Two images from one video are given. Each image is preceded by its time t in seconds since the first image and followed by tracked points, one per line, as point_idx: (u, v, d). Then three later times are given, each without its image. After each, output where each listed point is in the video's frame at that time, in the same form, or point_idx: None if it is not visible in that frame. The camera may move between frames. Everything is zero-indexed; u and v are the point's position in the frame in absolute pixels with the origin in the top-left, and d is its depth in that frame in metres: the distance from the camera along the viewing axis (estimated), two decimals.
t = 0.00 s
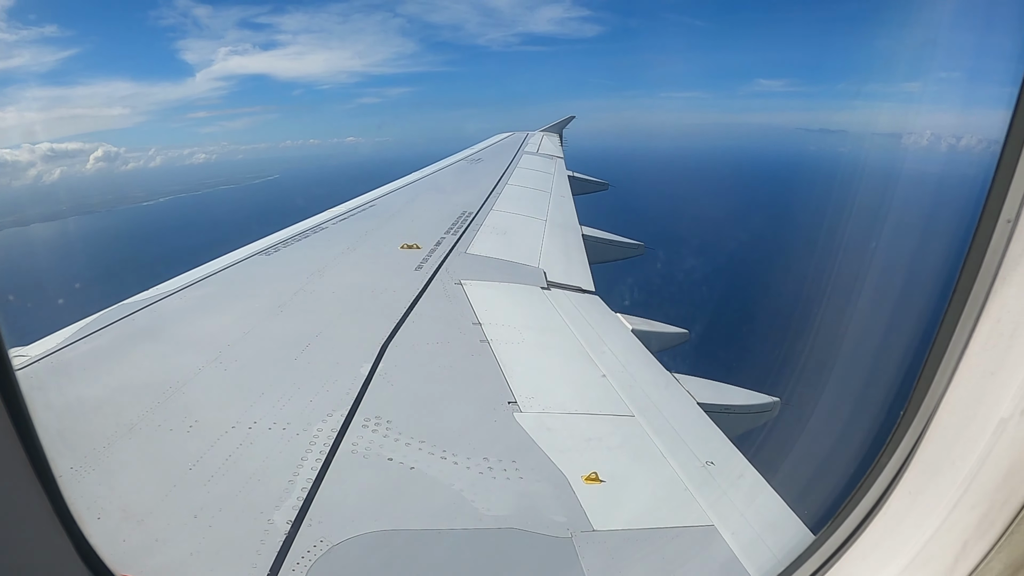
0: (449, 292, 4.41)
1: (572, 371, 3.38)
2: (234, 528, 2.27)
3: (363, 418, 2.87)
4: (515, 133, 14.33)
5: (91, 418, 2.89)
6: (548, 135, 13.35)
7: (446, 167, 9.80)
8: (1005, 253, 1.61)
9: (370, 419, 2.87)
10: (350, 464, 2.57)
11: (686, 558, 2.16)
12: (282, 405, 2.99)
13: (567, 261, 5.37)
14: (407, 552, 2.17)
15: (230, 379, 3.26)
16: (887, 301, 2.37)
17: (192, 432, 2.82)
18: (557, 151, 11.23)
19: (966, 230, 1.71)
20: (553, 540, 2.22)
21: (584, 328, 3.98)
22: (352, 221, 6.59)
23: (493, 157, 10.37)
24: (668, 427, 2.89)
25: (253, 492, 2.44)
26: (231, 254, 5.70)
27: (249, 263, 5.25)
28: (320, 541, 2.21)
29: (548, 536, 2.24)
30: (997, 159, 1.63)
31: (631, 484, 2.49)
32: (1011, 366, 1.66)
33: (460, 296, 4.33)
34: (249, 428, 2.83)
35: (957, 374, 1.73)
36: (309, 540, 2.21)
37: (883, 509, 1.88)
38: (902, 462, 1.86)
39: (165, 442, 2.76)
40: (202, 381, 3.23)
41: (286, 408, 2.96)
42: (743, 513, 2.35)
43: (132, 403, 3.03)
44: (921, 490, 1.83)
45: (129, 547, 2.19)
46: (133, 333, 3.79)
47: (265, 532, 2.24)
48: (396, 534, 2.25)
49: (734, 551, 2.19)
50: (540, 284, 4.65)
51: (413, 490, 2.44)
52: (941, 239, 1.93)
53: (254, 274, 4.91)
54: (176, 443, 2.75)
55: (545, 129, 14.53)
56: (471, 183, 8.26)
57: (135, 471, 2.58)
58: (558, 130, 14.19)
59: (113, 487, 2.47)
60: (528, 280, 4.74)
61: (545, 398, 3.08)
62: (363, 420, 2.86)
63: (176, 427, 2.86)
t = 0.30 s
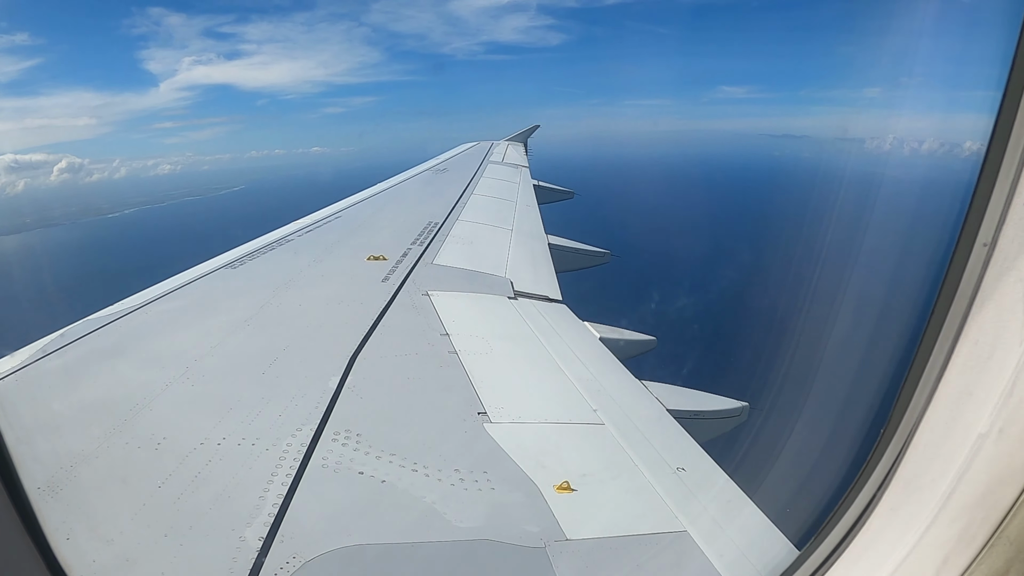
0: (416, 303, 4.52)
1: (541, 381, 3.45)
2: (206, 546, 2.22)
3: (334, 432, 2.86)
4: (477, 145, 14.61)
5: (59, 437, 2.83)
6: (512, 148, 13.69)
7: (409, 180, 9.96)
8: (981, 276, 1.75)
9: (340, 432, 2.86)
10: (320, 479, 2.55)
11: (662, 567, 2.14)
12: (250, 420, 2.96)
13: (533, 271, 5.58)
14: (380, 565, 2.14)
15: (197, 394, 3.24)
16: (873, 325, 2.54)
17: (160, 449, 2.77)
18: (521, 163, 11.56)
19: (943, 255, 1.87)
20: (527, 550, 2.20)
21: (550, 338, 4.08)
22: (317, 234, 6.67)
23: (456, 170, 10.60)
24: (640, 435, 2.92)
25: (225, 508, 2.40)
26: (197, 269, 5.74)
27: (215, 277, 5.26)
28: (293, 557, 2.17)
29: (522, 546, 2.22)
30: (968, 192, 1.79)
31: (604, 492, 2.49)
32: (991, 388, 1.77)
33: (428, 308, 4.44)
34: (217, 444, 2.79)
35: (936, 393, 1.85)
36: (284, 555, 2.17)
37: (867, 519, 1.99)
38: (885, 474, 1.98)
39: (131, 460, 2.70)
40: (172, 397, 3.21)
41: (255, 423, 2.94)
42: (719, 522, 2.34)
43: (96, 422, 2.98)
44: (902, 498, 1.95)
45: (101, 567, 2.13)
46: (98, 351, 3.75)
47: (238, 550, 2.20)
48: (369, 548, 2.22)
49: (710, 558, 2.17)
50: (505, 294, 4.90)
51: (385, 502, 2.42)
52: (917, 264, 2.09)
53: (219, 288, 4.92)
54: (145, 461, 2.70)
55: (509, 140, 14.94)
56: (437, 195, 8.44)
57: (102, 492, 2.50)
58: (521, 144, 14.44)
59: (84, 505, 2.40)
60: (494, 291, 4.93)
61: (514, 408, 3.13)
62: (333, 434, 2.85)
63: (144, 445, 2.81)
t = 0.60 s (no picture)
0: (395, 311, 4.54)
1: (522, 388, 3.47)
2: (186, 558, 2.18)
3: (314, 442, 2.85)
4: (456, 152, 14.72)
5: (41, 450, 2.79)
6: (490, 155, 13.83)
7: (388, 187, 9.99)
8: (978, 280, 1.88)
9: (321, 442, 2.85)
10: (301, 489, 2.52)
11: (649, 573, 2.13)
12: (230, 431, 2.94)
13: (513, 277, 5.63)
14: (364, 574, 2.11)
15: (177, 405, 3.21)
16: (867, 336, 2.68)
17: (140, 462, 2.74)
18: (499, 169, 11.69)
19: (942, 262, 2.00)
20: (511, 557, 2.18)
21: (530, 345, 4.12)
22: (296, 242, 6.65)
23: (435, 177, 10.68)
24: (621, 440, 2.93)
25: (206, 520, 2.36)
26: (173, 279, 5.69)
27: (192, 286, 5.23)
28: (277, 568, 2.13)
29: (506, 553, 2.20)
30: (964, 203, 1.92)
31: (587, 498, 2.49)
32: (988, 389, 1.90)
33: (407, 316, 4.46)
34: (197, 456, 2.77)
35: (935, 395, 1.96)
36: (267, 566, 2.14)
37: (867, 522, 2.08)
38: (886, 476, 2.07)
39: (111, 473, 2.67)
40: (153, 408, 3.19)
41: (236, 433, 2.93)
42: (702, 527, 2.32)
43: (73, 435, 2.94)
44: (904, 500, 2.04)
45: None
46: (74, 364, 3.71)
47: (219, 561, 2.16)
48: (353, 557, 2.18)
49: (695, 563, 2.15)
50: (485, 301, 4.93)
51: (368, 512, 2.40)
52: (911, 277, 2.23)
53: (196, 298, 4.90)
54: (125, 474, 2.67)
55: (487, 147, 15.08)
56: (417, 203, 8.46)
57: (81, 505, 2.45)
58: (498, 151, 14.50)
59: (65, 517, 2.37)
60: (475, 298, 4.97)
61: (495, 416, 3.14)
62: (313, 444, 2.83)
63: (123, 457, 2.78)
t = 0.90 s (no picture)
0: (383, 314, 4.54)
1: (511, 391, 3.47)
2: (175, 564, 2.16)
3: (303, 446, 2.84)
4: (442, 155, 14.76)
5: (28, 456, 2.76)
6: (477, 157, 13.88)
7: (374, 190, 9.99)
8: (988, 274, 1.88)
9: (310, 446, 2.84)
10: (290, 493, 2.52)
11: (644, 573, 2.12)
12: (219, 436, 2.93)
13: (501, 279, 5.64)
14: None
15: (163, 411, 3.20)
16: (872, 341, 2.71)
17: (128, 467, 2.73)
18: (485, 172, 11.73)
19: (949, 257, 2.00)
20: (503, 559, 2.17)
21: (518, 347, 4.14)
22: (283, 246, 6.62)
23: (421, 180, 10.70)
24: (610, 442, 2.95)
25: (194, 525, 2.35)
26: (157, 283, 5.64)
27: (176, 291, 5.20)
28: (266, 572, 2.12)
29: (498, 555, 2.19)
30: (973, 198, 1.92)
31: (577, 500, 2.49)
32: (999, 381, 1.90)
33: (395, 318, 4.47)
34: (186, 460, 2.76)
35: (944, 392, 1.98)
36: (257, 571, 2.12)
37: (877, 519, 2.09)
38: (895, 473, 2.09)
39: (98, 478, 2.65)
40: (141, 413, 3.17)
41: (225, 437, 2.91)
42: (691, 527, 2.33)
43: (58, 442, 2.91)
44: (911, 496, 2.05)
45: None
46: (57, 370, 3.68)
47: (208, 567, 2.14)
48: (344, 561, 2.17)
49: (686, 564, 2.14)
50: (473, 303, 4.93)
51: (356, 516, 2.39)
52: (920, 278, 2.24)
53: (180, 303, 4.87)
54: (112, 479, 2.65)
55: (473, 150, 15.15)
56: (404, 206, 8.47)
57: (68, 510, 2.43)
58: (485, 155, 14.52)
59: (52, 523, 2.35)
60: (462, 300, 4.97)
61: (483, 418, 3.14)
62: (302, 448, 2.83)
63: (111, 463, 2.76)
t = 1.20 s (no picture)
0: (378, 316, 4.54)
1: (506, 393, 3.46)
2: (170, 568, 2.15)
3: (298, 449, 2.83)
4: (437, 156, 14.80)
5: (18, 464, 2.75)
6: (471, 158, 13.93)
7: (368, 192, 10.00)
8: (987, 286, 1.89)
9: (305, 449, 2.83)
10: (286, 497, 2.51)
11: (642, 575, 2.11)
12: (214, 439, 2.92)
13: (496, 280, 5.64)
14: None
15: (158, 414, 3.19)
16: (873, 354, 2.73)
17: (123, 471, 2.72)
18: (479, 172, 11.77)
19: (949, 266, 2.02)
20: (499, 561, 2.16)
21: (513, 347, 4.13)
22: (277, 248, 6.62)
23: (415, 181, 10.72)
24: (606, 443, 2.94)
25: (190, 529, 2.34)
26: (151, 287, 5.63)
27: (169, 294, 5.19)
28: None
29: (494, 557, 2.18)
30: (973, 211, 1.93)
31: (573, 501, 2.48)
32: (997, 394, 1.87)
33: (389, 320, 4.46)
34: (181, 465, 2.74)
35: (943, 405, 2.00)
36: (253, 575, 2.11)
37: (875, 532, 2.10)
38: (893, 483, 2.11)
39: (92, 483, 2.64)
40: (133, 418, 3.16)
41: (220, 441, 2.90)
42: (689, 528, 2.32)
43: (52, 447, 2.90)
44: (914, 496, 2.04)
45: None
46: (49, 374, 3.67)
47: (204, 572, 2.13)
48: (339, 565, 2.15)
49: (684, 567, 2.13)
50: (467, 305, 4.93)
51: (352, 520, 2.38)
52: (917, 288, 2.25)
53: (174, 306, 4.87)
54: (107, 484, 2.64)
55: (468, 151, 15.20)
56: (399, 207, 8.47)
57: (62, 517, 2.42)
58: (480, 155, 14.52)
59: (47, 530, 2.34)
60: (456, 302, 4.97)
61: (479, 420, 3.13)
62: (298, 451, 2.82)
63: (105, 468, 2.75)
